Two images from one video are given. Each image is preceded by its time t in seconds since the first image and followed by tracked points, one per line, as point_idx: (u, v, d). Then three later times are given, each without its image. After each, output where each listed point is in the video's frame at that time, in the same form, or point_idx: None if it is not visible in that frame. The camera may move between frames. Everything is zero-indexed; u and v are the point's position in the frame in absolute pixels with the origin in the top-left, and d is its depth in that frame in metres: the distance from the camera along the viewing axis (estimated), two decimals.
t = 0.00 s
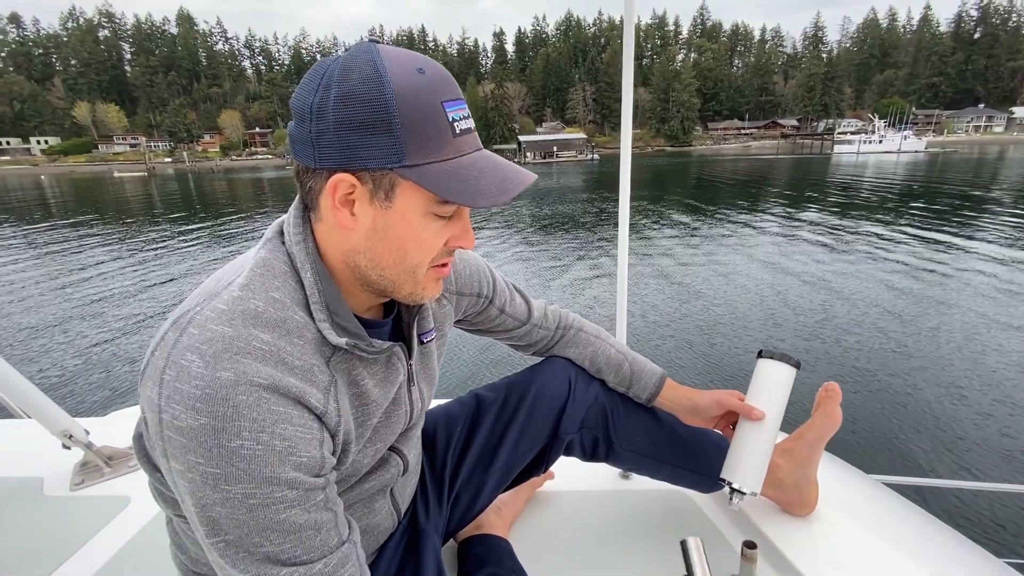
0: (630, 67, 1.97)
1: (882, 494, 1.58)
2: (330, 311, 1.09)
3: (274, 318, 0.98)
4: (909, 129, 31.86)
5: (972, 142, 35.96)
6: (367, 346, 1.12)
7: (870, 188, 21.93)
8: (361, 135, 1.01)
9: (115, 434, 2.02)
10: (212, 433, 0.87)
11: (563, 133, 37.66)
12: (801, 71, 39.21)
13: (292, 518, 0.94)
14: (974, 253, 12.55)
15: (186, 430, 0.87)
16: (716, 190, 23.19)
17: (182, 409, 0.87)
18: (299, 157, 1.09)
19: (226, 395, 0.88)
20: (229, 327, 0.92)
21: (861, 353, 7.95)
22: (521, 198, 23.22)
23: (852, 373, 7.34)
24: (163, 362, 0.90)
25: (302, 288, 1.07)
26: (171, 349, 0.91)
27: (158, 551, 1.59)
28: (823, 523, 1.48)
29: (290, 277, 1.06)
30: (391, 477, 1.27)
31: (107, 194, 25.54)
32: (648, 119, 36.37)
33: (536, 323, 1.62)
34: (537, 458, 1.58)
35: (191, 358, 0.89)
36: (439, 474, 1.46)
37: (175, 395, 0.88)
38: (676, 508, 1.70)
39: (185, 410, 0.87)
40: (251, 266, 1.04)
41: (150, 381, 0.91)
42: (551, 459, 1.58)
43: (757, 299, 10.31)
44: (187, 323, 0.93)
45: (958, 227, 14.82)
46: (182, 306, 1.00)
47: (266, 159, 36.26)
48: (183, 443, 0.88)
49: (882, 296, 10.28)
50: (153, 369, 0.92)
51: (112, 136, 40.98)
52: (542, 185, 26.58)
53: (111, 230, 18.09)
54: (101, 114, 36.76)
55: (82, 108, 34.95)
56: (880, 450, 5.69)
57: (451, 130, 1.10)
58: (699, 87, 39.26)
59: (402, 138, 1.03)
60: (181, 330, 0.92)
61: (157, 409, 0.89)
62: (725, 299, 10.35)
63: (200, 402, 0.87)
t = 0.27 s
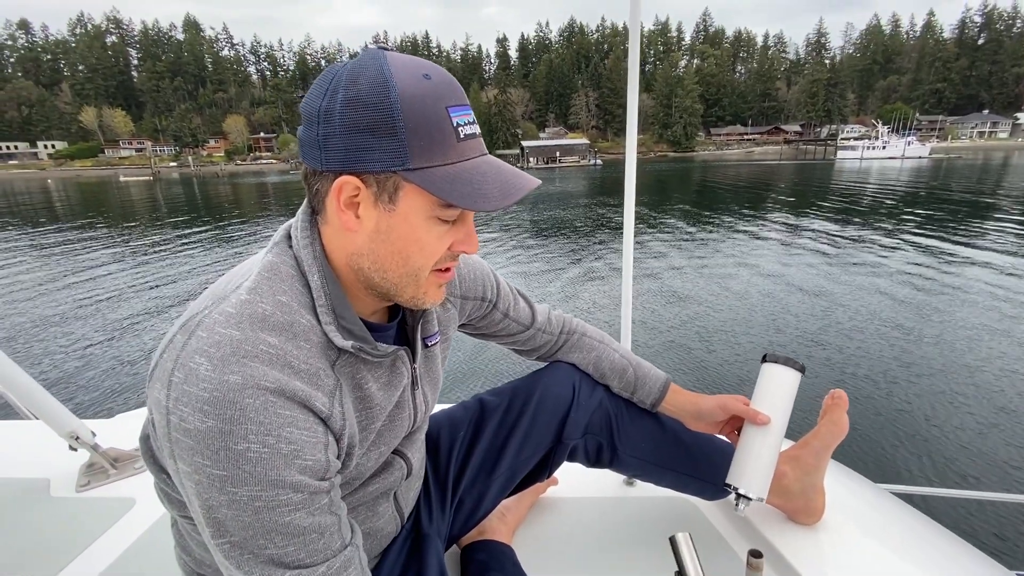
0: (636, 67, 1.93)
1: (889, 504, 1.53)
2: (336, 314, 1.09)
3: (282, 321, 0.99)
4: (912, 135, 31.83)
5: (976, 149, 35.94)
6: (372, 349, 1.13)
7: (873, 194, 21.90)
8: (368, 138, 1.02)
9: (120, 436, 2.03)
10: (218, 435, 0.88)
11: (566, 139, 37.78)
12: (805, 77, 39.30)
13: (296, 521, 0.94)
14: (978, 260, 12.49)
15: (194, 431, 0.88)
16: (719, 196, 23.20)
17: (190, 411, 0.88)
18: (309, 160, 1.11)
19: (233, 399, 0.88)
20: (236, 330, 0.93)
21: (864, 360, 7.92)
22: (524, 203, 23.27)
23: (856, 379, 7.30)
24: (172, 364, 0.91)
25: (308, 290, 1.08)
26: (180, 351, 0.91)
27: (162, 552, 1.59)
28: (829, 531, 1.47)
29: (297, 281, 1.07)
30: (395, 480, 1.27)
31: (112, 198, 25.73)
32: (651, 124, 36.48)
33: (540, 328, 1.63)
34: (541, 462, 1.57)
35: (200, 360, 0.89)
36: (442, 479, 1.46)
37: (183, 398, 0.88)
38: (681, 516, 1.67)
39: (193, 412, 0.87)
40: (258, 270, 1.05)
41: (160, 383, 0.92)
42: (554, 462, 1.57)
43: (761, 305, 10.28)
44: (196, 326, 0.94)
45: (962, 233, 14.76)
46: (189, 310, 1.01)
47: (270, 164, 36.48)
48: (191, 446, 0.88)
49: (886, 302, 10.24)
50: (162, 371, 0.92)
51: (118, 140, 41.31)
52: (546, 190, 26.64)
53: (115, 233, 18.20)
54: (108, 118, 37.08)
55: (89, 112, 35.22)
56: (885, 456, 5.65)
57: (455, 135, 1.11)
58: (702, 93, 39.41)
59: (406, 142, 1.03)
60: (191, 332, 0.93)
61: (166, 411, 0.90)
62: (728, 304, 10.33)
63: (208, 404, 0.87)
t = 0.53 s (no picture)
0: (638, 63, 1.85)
1: (894, 511, 1.51)
2: (342, 316, 1.09)
3: (288, 323, 0.99)
4: (913, 140, 31.87)
5: (976, 154, 36.03)
6: (378, 352, 1.13)
7: (873, 198, 21.93)
8: (376, 143, 1.03)
9: (124, 437, 2.03)
10: (226, 436, 0.88)
11: (567, 143, 37.89)
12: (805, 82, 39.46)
13: (301, 522, 0.93)
14: (980, 265, 12.48)
15: (201, 432, 0.88)
16: (719, 200, 23.24)
17: (198, 412, 0.88)
18: (317, 164, 1.11)
19: (241, 400, 0.88)
20: (245, 331, 0.93)
21: (866, 365, 7.89)
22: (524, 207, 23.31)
23: (858, 384, 7.27)
24: (180, 366, 0.91)
25: (316, 293, 1.08)
26: (188, 352, 0.92)
27: (165, 554, 1.58)
28: (834, 537, 1.43)
29: (304, 284, 1.07)
30: (398, 483, 1.27)
31: (114, 201, 25.84)
32: (651, 129, 36.57)
33: (543, 331, 1.62)
34: (543, 466, 1.56)
35: (207, 363, 0.90)
36: (444, 482, 1.45)
37: (191, 399, 0.88)
38: (686, 521, 1.65)
39: (200, 413, 0.87)
40: (266, 273, 1.05)
41: (166, 385, 0.91)
42: (557, 467, 1.56)
43: (761, 309, 10.29)
44: (204, 328, 0.94)
45: (962, 238, 14.77)
46: (195, 311, 1.01)
47: (271, 167, 36.63)
48: (197, 447, 0.88)
49: (887, 307, 10.22)
50: (169, 373, 0.92)
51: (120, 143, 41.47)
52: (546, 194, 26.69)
53: (116, 235, 18.23)
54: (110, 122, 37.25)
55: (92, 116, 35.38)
56: (889, 462, 5.63)
57: (464, 141, 1.11)
58: (702, 98, 39.50)
59: (414, 147, 1.04)
60: (198, 334, 0.93)
61: (173, 411, 0.90)
62: (728, 309, 10.33)
63: (215, 406, 0.87)
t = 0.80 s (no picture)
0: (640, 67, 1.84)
1: (896, 515, 1.51)
2: (343, 318, 1.09)
3: (289, 325, 0.99)
4: (910, 144, 32.06)
5: (973, 159, 36.23)
6: (378, 354, 1.13)
7: (871, 202, 22.03)
8: (376, 145, 1.03)
9: (124, 439, 2.02)
10: (227, 437, 0.88)
11: (565, 146, 37.99)
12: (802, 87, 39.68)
13: (302, 525, 0.93)
14: (977, 269, 12.53)
15: (202, 433, 0.87)
16: (718, 204, 23.33)
17: (199, 414, 0.88)
18: (319, 167, 1.11)
19: (242, 400, 0.88)
20: (245, 333, 0.93)
21: (863, 369, 7.91)
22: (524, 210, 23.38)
23: (857, 388, 7.30)
24: (181, 366, 0.91)
25: (316, 295, 1.08)
26: (189, 354, 0.91)
27: (164, 557, 1.56)
28: (834, 541, 1.44)
29: (306, 286, 1.07)
30: (398, 485, 1.27)
31: (114, 203, 25.88)
32: (650, 133, 36.76)
33: (544, 333, 1.62)
34: (544, 469, 1.56)
35: (208, 364, 0.89)
36: (446, 485, 1.44)
37: (192, 400, 0.88)
38: (687, 525, 1.65)
39: (201, 414, 0.87)
40: (267, 274, 1.05)
41: (167, 385, 0.91)
42: (557, 470, 1.56)
43: (760, 313, 10.32)
44: (205, 329, 0.94)
45: (960, 243, 14.83)
46: (196, 313, 1.01)
47: (271, 170, 36.71)
48: (197, 448, 0.88)
49: (885, 311, 10.26)
50: (171, 373, 0.92)
51: (120, 146, 41.52)
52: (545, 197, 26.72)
53: (115, 237, 18.24)
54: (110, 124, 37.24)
55: (91, 118, 35.37)
56: (889, 466, 5.64)
57: (465, 143, 1.11)
58: (701, 103, 39.68)
59: (414, 150, 1.04)
60: (199, 336, 0.93)
61: (173, 414, 0.90)
62: (728, 312, 10.35)
63: (217, 408, 0.88)
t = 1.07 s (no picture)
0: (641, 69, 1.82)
1: (899, 518, 1.50)
2: (341, 319, 1.09)
3: (287, 325, 0.99)
4: (906, 148, 32.24)
5: (969, 163, 36.47)
6: (376, 355, 1.12)
7: (868, 206, 22.13)
8: (366, 145, 1.03)
9: (126, 440, 2.01)
10: (223, 438, 0.87)
11: (564, 149, 38.05)
12: (800, 91, 39.82)
13: (300, 524, 0.93)
14: (973, 273, 12.58)
15: (198, 434, 0.87)
16: (715, 207, 23.41)
17: (195, 414, 0.87)
18: (316, 168, 1.11)
19: (238, 401, 0.88)
20: (243, 335, 0.93)
21: (862, 372, 7.91)
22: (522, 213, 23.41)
23: (855, 391, 7.31)
24: (178, 368, 0.90)
25: (314, 296, 1.08)
26: (185, 355, 0.91)
27: (164, 559, 1.55)
28: (835, 544, 1.43)
29: (304, 287, 1.07)
30: (397, 487, 1.26)
31: (111, 204, 25.86)
32: (648, 137, 36.90)
33: (544, 335, 1.62)
34: (544, 471, 1.56)
35: (204, 365, 0.89)
36: (445, 488, 1.44)
37: (188, 400, 0.88)
38: (689, 529, 1.64)
39: (198, 415, 0.87)
40: (265, 276, 1.05)
41: (164, 387, 0.91)
42: (558, 472, 1.56)
43: (758, 316, 10.34)
44: (202, 331, 0.94)
45: (956, 247, 14.89)
46: (195, 314, 1.01)
47: (270, 172, 36.72)
48: (194, 448, 0.88)
49: (882, 314, 10.28)
50: (167, 375, 0.92)
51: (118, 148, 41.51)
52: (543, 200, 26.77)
53: (112, 238, 18.22)
54: (108, 126, 37.19)
55: (89, 119, 35.30)
56: (889, 469, 5.65)
57: (459, 142, 1.11)
58: (699, 106, 39.85)
59: (409, 149, 1.03)
60: (197, 336, 0.93)
61: (171, 415, 0.89)
62: (726, 316, 10.38)
63: (212, 408, 0.87)
